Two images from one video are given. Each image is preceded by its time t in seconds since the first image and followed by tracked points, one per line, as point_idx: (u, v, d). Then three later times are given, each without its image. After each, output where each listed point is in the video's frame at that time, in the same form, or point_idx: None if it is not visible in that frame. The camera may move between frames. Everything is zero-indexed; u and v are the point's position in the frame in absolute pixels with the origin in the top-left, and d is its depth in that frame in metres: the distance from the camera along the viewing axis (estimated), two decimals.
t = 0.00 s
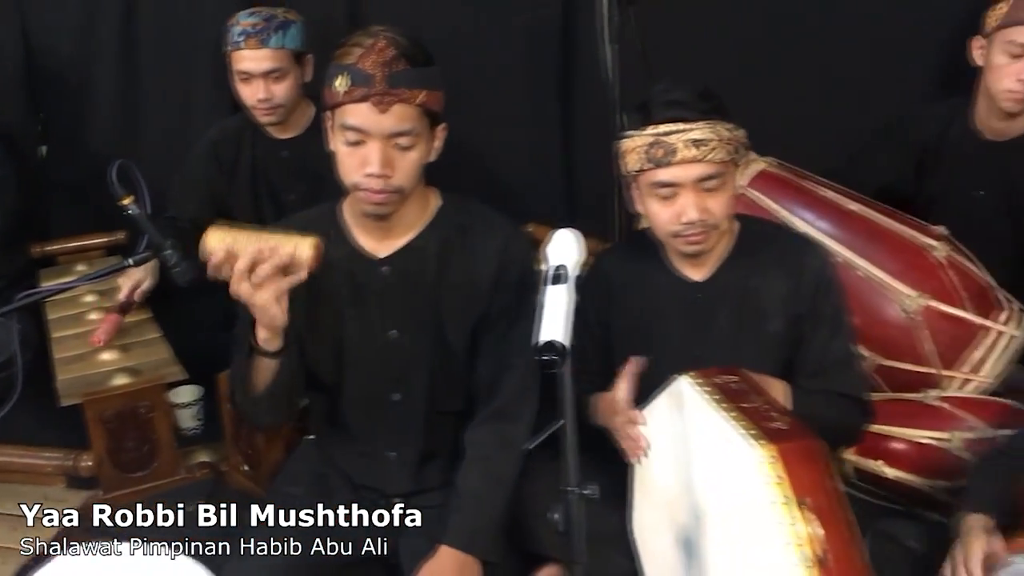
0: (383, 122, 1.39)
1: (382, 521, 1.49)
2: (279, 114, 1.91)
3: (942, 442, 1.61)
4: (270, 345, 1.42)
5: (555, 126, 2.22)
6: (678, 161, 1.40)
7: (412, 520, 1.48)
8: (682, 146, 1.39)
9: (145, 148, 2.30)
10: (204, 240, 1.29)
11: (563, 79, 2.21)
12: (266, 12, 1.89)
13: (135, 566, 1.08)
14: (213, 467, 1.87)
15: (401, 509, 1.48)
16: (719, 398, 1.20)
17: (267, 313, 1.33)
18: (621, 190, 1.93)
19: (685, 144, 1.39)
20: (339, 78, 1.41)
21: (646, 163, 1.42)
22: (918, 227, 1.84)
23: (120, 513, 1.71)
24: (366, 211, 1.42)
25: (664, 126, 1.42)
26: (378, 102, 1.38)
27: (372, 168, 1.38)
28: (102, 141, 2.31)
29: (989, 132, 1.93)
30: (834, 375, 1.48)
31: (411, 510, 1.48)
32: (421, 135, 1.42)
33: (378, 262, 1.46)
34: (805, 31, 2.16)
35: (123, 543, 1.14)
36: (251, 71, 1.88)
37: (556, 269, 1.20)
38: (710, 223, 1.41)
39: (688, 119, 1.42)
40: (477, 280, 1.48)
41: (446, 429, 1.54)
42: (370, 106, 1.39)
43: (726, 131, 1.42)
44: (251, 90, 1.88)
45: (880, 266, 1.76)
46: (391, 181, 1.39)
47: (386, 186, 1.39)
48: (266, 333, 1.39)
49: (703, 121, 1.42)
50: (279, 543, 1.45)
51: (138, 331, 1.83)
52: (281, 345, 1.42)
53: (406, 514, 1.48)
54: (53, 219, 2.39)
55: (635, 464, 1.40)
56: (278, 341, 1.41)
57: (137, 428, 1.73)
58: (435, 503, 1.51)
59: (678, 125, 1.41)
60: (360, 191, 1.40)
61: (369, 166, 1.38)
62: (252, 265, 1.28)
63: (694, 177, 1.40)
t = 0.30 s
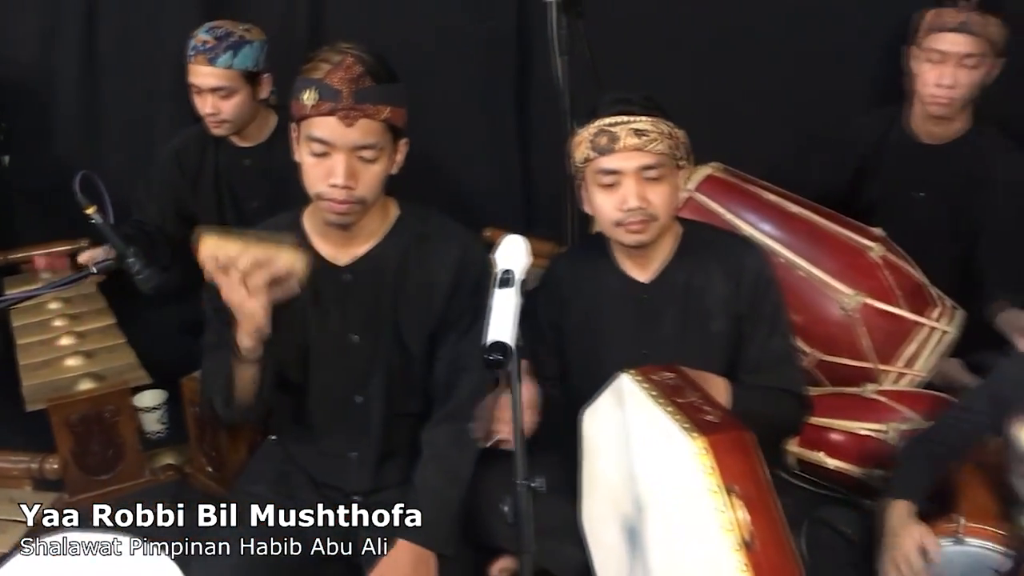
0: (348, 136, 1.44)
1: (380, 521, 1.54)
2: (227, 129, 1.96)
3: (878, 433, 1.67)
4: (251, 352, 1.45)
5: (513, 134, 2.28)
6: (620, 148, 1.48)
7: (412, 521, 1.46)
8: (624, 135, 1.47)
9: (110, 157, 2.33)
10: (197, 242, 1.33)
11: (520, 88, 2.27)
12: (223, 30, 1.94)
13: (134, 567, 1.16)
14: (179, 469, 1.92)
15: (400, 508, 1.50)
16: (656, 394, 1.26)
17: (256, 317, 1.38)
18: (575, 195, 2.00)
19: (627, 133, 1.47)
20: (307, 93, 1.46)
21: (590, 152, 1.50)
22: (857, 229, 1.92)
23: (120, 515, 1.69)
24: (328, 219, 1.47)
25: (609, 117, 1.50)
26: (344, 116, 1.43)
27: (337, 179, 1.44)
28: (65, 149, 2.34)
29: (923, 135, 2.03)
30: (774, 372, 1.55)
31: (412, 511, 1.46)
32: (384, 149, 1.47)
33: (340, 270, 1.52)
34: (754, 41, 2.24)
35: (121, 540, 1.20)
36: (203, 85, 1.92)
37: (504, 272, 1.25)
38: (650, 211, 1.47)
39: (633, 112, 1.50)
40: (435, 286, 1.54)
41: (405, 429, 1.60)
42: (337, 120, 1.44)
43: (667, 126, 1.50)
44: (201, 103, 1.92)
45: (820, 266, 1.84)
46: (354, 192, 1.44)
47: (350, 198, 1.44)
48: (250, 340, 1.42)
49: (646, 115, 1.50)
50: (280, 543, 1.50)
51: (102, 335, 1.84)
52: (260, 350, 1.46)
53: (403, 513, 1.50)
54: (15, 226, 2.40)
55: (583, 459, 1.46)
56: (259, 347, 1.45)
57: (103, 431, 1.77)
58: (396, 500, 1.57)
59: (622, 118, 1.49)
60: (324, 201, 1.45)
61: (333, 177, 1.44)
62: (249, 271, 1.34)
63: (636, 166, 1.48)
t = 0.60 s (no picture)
0: (324, 128, 1.51)
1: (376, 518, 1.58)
2: (207, 125, 2.01)
3: (825, 414, 1.75)
4: (228, 342, 1.51)
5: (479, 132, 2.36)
6: (578, 160, 1.54)
7: (412, 520, 1.53)
8: (581, 147, 1.54)
9: (83, 156, 2.37)
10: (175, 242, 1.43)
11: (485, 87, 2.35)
12: (194, 28, 1.98)
13: (136, 570, 1.12)
14: (154, 458, 1.97)
15: (405, 509, 1.53)
16: (611, 372, 1.34)
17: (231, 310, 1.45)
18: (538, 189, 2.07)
19: (584, 145, 1.54)
20: (285, 86, 1.52)
21: (550, 161, 1.56)
22: (807, 220, 2.00)
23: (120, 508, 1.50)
24: (304, 209, 1.53)
25: (566, 128, 1.56)
26: (321, 109, 1.50)
27: (313, 169, 1.50)
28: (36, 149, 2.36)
29: (855, 128, 2.17)
30: (725, 355, 1.63)
31: (411, 510, 1.54)
32: (358, 142, 1.54)
33: (314, 261, 1.58)
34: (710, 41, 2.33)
35: (121, 539, 1.15)
36: (179, 85, 1.97)
37: (466, 260, 1.32)
38: (608, 215, 1.55)
39: (589, 122, 1.57)
40: (403, 275, 1.61)
41: (375, 413, 1.67)
42: (314, 113, 1.51)
43: (622, 133, 1.57)
44: (179, 103, 1.97)
45: (772, 256, 1.93)
46: (329, 183, 1.51)
47: (325, 187, 1.51)
48: (224, 330, 1.49)
49: (601, 125, 1.56)
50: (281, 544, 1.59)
51: (80, 329, 1.90)
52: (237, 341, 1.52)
53: (407, 514, 1.53)
54: None
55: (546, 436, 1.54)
56: (234, 337, 1.51)
57: (80, 422, 1.82)
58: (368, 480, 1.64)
59: (579, 129, 1.55)
60: (300, 191, 1.51)
61: (309, 168, 1.50)
62: (219, 263, 1.41)
63: (594, 175, 1.55)
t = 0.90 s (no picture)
0: (300, 124, 1.58)
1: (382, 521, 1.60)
2: (191, 122, 2.08)
3: (786, 394, 1.86)
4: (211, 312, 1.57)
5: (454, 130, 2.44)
6: (551, 153, 1.62)
7: (413, 520, 1.64)
8: (555, 142, 1.62)
9: (67, 152, 2.42)
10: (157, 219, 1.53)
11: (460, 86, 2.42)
12: (176, 29, 2.03)
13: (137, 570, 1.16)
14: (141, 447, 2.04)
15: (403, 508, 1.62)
16: (581, 351, 1.42)
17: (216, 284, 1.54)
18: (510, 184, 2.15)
19: (558, 139, 1.62)
20: (263, 85, 1.59)
21: (524, 154, 1.64)
22: (769, 211, 2.10)
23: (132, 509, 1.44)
24: (282, 201, 1.60)
25: (539, 122, 1.64)
26: (298, 106, 1.57)
27: (290, 163, 1.57)
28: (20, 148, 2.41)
29: (820, 124, 2.27)
30: (689, 338, 1.72)
31: (412, 511, 1.65)
32: (334, 137, 1.61)
33: (296, 251, 1.64)
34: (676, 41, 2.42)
35: (121, 539, 1.16)
36: (162, 85, 2.03)
37: (442, 246, 1.39)
38: (580, 207, 1.64)
39: (563, 117, 1.64)
40: (381, 265, 1.67)
41: (355, 397, 1.74)
42: (291, 109, 1.57)
43: (592, 128, 1.65)
44: (163, 102, 2.04)
45: (735, 246, 2.01)
46: (306, 176, 1.58)
47: (302, 181, 1.58)
48: (206, 298, 1.55)
49: (573, 119, 1.64)
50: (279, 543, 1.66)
51: (65, 322, 1.98)
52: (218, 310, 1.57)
53: (406, 514, 1.64)
54: None
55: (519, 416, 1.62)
56: (217, 306, 1.57)
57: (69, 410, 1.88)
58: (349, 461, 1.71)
59: (552, 123, 1.63)
60: (278, 184, 1.58)
61: (286, 162, 1.57)
62: (206, 230, 1.52)
63: (566, 167, 1.63)
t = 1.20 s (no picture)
0: (276, 120, 1.67)
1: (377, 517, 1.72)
2: (191, 123, 2.19)
3: (741, 373, 1.96)
4: (206, 331, 1.67)
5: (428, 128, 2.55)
6: (520, 158, 1.72)
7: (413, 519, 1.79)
8: (523, 147, 1.71)
9: (52, 150, 2.50)
10: (163, 255, 1.58)
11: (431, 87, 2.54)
12: (165, 35, 2.12)
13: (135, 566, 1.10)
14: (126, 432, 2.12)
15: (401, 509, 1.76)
16: (543, 330, 1.53)
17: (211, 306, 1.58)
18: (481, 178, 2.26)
19: (526, 145, 1.71)
20: (241, 83, 1.69)
21: (494, 160, 1.74)
22: (726, 203, 2.21)
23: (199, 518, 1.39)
24: (260, 194, 1.68)
25: (507, 131, 1.72)
26: (273, 102, 1.66)
27: (265, 157, 1.66)
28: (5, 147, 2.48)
29: (784, 122, 2.39)
30: (647, 320, 1.83)
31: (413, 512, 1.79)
32: (307, 132, 1.71)
33: (272, 243, 1.73)
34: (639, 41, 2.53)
35: (120, 539, 1.07)
36: (164, 92, 2.13)
37: (414, 234, 1.49)
38: (547, 205, 1.75)
39: (529, 126, 1.73)
40: (355, 252, 1.77)
41: (333, 380, 1.84)
42: (265, 105, 1.67)
43: (557, 132, 1.74)
44: (167, 108, 2.14)
45: (693, 236, 2.13)
46: (281, 169, 1.66)
47: (277, 173, 1.66)
48: (207, 322, 1.65)
49: (539, 128, 1.73)
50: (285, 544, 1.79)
51: (54, 314, 2.05)
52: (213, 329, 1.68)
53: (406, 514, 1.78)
54: None
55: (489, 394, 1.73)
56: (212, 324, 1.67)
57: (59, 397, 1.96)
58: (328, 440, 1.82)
59: (519, 129, 1.72)
60: (254, 177, 1.66)
61: (263, 155, 1.66)
62: (213, 280, 1.56)
63: (535, 170, 1.73)
